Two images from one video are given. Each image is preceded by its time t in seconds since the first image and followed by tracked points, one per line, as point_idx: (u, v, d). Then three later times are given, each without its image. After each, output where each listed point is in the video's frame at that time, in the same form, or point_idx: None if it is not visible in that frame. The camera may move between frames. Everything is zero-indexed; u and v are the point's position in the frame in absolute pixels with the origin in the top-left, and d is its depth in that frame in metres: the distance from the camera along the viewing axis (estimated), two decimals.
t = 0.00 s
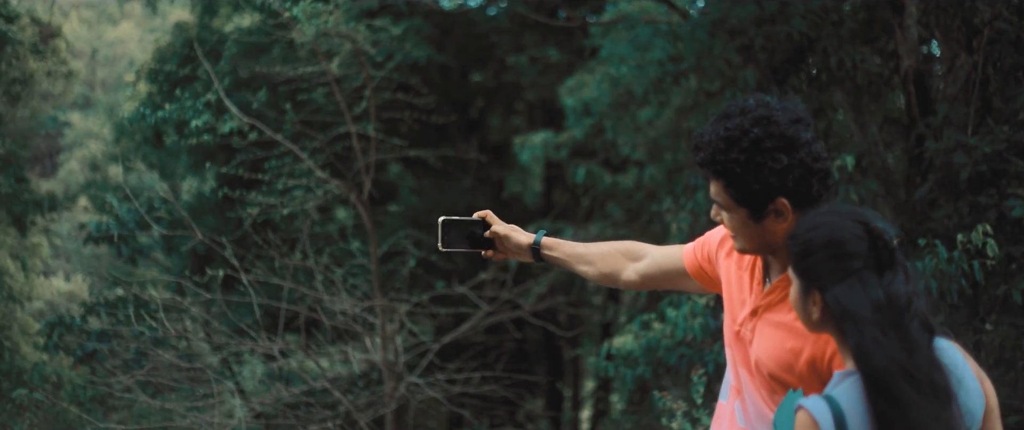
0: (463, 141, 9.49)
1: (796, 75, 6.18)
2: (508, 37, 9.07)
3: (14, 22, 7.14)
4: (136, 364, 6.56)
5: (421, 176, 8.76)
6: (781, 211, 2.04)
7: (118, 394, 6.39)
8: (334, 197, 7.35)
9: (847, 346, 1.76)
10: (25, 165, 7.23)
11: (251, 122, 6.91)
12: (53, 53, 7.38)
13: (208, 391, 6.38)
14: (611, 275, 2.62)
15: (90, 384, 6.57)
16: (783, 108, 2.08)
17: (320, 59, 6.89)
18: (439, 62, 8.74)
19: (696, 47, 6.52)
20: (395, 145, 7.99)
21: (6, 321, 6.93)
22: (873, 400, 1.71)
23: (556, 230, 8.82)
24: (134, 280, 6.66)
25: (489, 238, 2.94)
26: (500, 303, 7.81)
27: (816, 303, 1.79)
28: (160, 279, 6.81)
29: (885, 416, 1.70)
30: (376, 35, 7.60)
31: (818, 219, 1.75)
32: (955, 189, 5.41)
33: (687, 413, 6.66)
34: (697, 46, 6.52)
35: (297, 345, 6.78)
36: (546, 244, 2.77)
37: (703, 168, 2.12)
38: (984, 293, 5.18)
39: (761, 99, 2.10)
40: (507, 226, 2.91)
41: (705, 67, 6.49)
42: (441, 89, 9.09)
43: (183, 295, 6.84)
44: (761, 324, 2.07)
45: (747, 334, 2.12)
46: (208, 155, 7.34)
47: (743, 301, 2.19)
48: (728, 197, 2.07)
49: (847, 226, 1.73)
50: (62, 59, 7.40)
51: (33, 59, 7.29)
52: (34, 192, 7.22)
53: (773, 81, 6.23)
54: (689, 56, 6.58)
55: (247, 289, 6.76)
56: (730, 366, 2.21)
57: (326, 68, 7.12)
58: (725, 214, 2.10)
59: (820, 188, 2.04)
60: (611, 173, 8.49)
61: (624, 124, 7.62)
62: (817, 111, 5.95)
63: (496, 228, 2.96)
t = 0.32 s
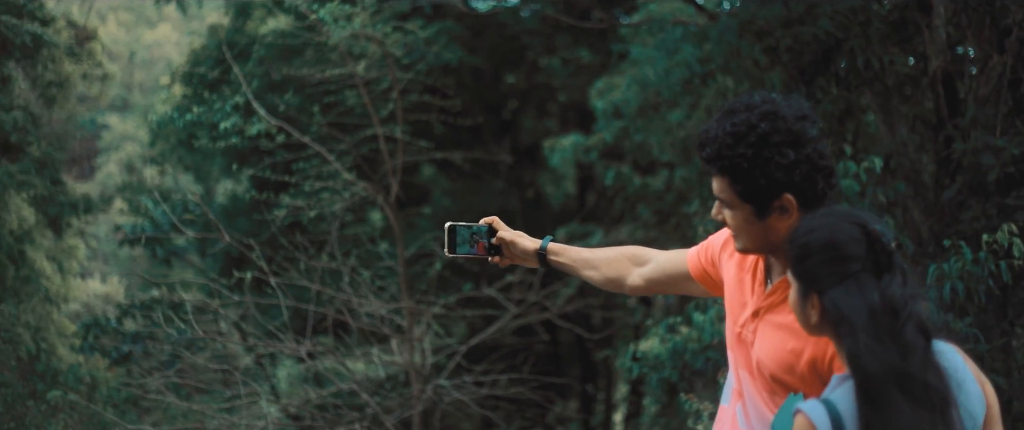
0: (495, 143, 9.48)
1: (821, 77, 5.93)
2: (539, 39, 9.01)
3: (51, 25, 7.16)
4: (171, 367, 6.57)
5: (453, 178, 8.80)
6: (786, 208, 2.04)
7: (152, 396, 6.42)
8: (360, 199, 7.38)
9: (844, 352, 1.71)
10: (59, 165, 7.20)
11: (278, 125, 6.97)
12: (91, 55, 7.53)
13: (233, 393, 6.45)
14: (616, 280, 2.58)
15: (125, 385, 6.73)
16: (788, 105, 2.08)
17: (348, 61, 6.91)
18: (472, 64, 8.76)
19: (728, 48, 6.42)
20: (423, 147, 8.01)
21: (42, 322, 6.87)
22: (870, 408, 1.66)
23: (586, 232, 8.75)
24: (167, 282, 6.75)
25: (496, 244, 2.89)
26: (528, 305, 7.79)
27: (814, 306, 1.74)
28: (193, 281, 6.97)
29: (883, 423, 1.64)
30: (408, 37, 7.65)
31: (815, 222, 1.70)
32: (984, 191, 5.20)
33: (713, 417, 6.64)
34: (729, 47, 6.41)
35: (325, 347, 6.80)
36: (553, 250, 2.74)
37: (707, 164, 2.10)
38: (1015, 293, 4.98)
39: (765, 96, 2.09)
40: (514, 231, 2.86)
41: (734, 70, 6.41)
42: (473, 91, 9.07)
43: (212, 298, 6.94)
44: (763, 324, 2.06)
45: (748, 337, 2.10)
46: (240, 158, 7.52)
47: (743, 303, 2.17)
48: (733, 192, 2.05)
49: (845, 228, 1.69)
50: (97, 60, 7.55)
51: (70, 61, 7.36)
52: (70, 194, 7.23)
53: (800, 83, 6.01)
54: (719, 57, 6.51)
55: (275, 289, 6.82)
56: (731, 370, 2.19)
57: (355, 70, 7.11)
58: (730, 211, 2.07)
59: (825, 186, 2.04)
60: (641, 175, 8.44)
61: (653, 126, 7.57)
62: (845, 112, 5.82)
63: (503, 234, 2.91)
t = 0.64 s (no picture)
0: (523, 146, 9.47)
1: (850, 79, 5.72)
2: (572, 41, 9.04)
3: (86, 29, 7.22)
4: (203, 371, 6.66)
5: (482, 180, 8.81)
6: (821, 180, 2.21)
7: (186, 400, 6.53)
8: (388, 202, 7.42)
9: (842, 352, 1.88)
10: (95, 170, 7.25)
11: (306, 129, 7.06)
12: (126, 61, 7.55)
13: (264, 395, 6.52)
14: (621, 301, 2.68)
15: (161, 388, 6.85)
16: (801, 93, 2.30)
17: (376, 64, 6.98)
18: (504, 67, 8.77)
19: (753, 53, 6.26)
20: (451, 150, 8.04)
21: (80, 325, 6.88)
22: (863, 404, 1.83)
23: (616, 234, 8.67)
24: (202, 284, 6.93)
25: (499, 270, 2.92)
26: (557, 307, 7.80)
27: (814, 309, 1.91)
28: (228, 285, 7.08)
29: (875, 418, 1.82)
30: (440, 40, 7.69)
31: (816, 224, 1.85)
32: (1014, 192, 5.15)
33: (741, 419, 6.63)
34: (755, 52, 6.24)
35: (355, 350, 6.85)
36: (556, 274, 2.80)
37: (760, 125, 2.18)
38: None
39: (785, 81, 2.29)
40: (516, 258, 2.90)
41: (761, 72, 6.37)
42: (504, 94, 9.08)
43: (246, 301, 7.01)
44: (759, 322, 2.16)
45: (748, 339, 2.20)
46: (271, 164, 7.62)
47: (741, 308, 2.27)
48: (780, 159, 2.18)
49: (847, 231, 1.84)
50: (133, 65, 7.58)
51: (106, 66, 7.45)
52: (105, 198, 7.23)
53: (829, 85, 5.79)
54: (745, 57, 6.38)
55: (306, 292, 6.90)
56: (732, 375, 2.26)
57: (382, 74, 7.19)
58: (776, 179, 2.18)
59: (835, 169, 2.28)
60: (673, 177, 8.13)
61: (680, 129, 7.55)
62: (875, 115, 5.60)
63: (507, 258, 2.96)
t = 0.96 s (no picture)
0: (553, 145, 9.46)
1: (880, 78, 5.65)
2: (604, 40, 8.83)
3: (120, 31, 7.33)
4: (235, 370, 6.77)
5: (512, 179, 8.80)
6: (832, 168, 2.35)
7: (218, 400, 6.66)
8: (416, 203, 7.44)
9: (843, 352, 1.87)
10: (131, 170, 7.42)
11: (335, 131, 7.18)
12: (161, 61, 8.00)
13: (293, 396, 6.60)
14: (634, 354, 2.77)
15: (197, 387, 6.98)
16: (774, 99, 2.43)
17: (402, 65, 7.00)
18: (536, 68, 8.70)
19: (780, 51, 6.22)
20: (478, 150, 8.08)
21: (116, 325, 6.95)
22: (866, 404, 1.80)
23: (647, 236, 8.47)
24: (235, 284, 7.15)
25: (504, 348, 2.95)
26: (585, 307, 7.80)
27: (816, 309, 1.90)
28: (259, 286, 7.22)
29: (877, 417, 1.79)
30: (469, 40, 7.70)
31: (816, 223, 1.86)
32: None
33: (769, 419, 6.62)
34: (780, 51, 6.18)
35: (383, 350, 6.90)
36: (562, 345, 2.87)
37: (813, 100, 2.27)
38: None
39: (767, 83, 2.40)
40: (519, 334, 2.93)
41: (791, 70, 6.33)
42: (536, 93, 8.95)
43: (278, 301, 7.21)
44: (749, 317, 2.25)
45: (745, 337, 2.26)
46: (303, 165, 7.77)
47: (736, 307, 2.33)
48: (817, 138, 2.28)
49: (847, 229, 1.84)
50: (168, 66, 8.02)
51: (142, 67, 7.78)
52: (141, 199, 7.38)
53: (856, 85, 5.70)
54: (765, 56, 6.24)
55: (334, 292, 6.95)
56: (729, 378, 2.31)
57: (407, 73, 7.22)
58: (817, 155, 2.27)
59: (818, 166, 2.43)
60: (703, 177, 7.84)
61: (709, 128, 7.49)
62: (905, 114, 5.49)
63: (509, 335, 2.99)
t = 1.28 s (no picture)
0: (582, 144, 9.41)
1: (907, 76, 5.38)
2: (637, 40, 8.52)
3: (155, 33, 7.42)
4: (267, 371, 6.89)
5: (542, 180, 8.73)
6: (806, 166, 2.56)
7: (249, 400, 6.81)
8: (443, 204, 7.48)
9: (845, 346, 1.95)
10: (165, 171, 7.54)
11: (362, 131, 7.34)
12: (196, 63, 8.13)
13: (324, 396, 6.70)
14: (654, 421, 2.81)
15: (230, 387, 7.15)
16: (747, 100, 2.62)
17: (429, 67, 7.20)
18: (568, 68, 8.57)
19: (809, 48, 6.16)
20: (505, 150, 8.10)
21: (151, 325, 7.02)
22: (867, 394, 1.88)
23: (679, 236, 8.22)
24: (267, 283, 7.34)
25: None
26: (612, 308, 7.80)
27: (818, 305, 1.98)
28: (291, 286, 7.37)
29: (878, 404, 1.87)
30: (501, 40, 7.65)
31: (816, 222, 1.95)
32: None
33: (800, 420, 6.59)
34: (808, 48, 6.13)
35: (411, 350, 6.96)
36: None
37: (797, 100, 2.47)
38: None
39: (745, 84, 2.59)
40: None
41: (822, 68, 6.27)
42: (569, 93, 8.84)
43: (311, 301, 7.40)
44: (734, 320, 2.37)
45: (738, 337, 2.40)
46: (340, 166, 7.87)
47: (727, 309, 2.49)
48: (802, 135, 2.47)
49: (848, 225, 1.93)
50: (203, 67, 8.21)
51: (176, 68, 7.91)
52: (175, 200, 7.63)
53: (883, 84, 5.45)
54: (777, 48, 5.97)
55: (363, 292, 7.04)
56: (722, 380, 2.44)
57: (434, 74, 7.26)
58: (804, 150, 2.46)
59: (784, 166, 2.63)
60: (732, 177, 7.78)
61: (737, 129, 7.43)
62: (932, 113, 5.25)
63: None
